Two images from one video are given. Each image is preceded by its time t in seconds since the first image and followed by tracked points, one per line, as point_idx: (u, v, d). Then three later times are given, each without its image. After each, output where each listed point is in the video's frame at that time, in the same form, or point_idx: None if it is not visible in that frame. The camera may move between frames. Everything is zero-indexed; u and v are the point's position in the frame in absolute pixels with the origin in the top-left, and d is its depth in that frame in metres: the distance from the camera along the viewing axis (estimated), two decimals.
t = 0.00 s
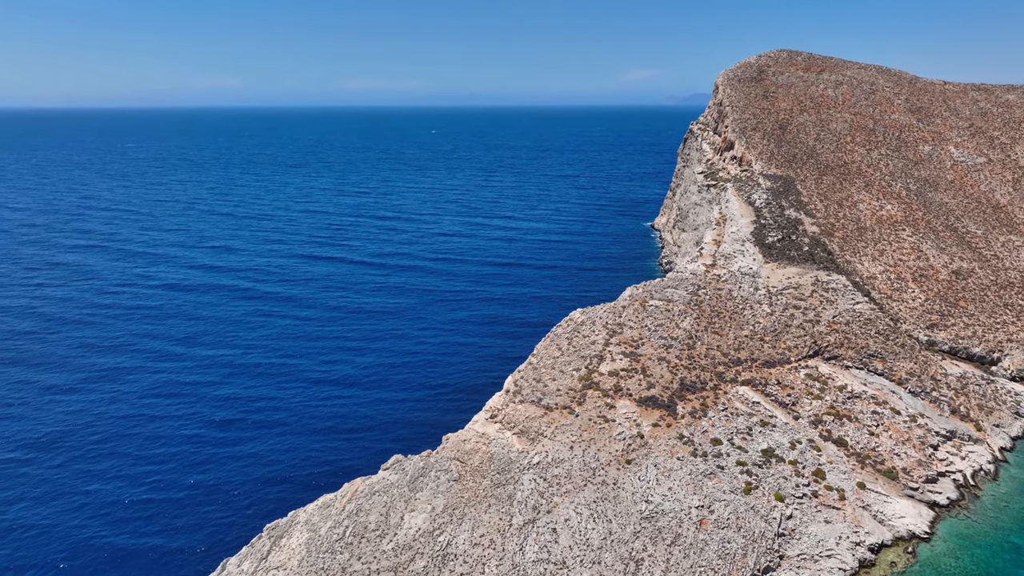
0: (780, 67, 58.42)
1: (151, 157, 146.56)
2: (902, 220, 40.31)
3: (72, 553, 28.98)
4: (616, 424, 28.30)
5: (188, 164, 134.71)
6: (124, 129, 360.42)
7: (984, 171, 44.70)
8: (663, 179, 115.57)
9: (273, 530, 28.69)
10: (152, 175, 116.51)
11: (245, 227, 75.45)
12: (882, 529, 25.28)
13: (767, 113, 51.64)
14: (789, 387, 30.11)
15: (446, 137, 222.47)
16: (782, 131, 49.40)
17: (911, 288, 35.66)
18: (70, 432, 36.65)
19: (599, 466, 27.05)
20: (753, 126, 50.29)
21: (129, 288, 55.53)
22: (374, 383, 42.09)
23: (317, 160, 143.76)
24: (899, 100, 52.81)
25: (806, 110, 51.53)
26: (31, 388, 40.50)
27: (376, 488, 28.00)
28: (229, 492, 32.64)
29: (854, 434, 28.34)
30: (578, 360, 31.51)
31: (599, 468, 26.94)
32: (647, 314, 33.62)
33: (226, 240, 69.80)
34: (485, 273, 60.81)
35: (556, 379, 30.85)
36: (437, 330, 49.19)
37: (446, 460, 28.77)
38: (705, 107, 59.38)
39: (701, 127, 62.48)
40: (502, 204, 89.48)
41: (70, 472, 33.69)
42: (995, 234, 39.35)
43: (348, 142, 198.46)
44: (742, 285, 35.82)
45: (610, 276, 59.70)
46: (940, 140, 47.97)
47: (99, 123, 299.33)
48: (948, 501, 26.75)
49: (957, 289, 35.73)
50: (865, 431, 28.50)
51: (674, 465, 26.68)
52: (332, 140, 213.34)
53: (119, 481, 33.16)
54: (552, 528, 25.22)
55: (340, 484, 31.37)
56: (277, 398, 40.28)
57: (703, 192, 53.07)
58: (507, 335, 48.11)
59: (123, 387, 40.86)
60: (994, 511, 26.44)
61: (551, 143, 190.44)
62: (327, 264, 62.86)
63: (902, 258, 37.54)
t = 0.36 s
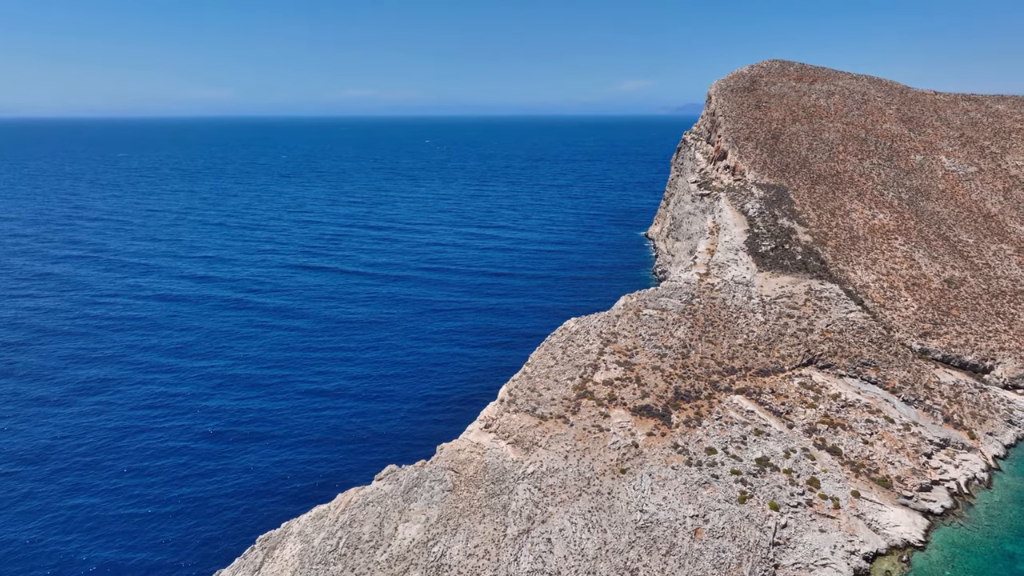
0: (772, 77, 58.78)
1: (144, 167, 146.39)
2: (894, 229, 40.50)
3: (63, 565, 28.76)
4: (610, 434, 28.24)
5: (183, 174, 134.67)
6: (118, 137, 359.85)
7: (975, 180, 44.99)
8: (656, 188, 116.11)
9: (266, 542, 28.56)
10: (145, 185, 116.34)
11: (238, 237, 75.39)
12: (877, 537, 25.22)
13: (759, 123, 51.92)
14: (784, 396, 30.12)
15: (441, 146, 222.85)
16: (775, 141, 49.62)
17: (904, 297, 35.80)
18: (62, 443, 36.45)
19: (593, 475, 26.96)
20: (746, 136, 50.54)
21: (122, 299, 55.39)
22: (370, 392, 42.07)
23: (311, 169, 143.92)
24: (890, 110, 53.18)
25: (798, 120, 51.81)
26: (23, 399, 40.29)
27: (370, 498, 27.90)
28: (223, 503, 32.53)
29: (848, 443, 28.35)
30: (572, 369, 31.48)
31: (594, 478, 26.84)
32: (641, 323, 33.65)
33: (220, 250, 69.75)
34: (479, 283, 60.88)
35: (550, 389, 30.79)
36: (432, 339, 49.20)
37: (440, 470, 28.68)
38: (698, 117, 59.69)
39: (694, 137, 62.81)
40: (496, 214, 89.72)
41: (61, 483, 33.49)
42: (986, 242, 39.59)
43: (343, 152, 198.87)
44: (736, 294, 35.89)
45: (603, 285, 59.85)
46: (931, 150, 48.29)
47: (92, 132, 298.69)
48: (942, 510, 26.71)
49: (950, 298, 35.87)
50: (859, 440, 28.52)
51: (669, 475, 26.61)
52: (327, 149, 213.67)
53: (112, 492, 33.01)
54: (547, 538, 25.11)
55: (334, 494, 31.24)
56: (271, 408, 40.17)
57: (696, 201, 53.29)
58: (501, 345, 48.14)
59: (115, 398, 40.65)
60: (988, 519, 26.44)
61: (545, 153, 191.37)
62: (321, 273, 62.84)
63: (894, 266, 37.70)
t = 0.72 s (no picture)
0: (756, 85, 59.26)
1: (129, 176, 145.21)
2: (878, 236, 40.85)
3: None
4: (598, 441, 28.22)
5: (167, 182, 133.49)
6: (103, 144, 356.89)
7: (957, 187, 45.59)
8: (642, 195, 116.83)
9: (252, 553, 28.36)
10: (130, 194, 115.43)
11: (224, 246, 74.94)
12: (863, 542, 25.31)
13: (744, 130, 52.29)
14: (770, 402, 30.25)
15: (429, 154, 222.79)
16: (760, 149, 49.96)
17: (888, 303, 36.12)
18: (44, 455, 35.98)
19: (581, 482, 26.90)
20: (731, 144, 50.87)
21: (105, 309, 54.84)
22: (357, 402, 41.76)
23: (298, 177, 143.60)
24: (873, 118, 53.76)
25: (782, 128, 52.22)
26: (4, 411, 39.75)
27: (357, 508, 27.73)
28: (209, 515, 32.18)
29: (834, 449, 28.47)
30: (560, 376, 31.48)
31: (582, 485, 26.78)
32: (628, 330, 33.72)
33: (205, 259, 69.30)
34: (466, 291, 60.86)
35: (537, 397, 30.74)
36: (419, 347, 49.06)
37: (427, 479, 28.56)
38: (683, 125, 60.03)
39: (679, 144, 63.18)
40: (483, 222, 89.87)
41: (44, 497, 33.04)
42: (968, 249, 40.12)
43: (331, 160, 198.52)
44: (722, 301, 36.05)
45: (591, 292, 60.05)
46: (913, 157, 48.83)
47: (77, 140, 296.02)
48: (927, 514, 26.84)
49: (933, 304, 36.27)
50: (844, 445, 28.68)
51: (657, 482, 26.62)
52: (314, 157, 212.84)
53: (95, 507, 32.54)
54: (535, 546, 25.00)
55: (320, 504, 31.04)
56: (257, 418, 39.89)
57: (682, 209, 53.55)
58: (488, 353, 48.15)
59: (98, 410, 40.10)
60: (972, 523, 26.62)
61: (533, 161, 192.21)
62: (307, 282, 62.51)
63: (878, 273, 38.02)
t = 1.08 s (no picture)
0: (737, 90, 59.80)
1: (108, 182, 143.26)
2: (858, 239, 41.30)
3: None
4: (583, 445, 28.24)
5: (148, 188, 132.11)
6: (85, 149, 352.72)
7: (935, 192, 46.28)
8: (627, 200, 117.53)
9: (235, 561, 28.07)
10: (109, 200, 113.88)
11: (206, 253, 74.26)
12: (846, 544, 25.46)
13: (726, 136, 52.71)
14: (753, 405, 30.42)
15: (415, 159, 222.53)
16: (741, 154, 50.33)
17: (869, 306, 36.55)
18: (21, 466, 35.37)
19: (566, 487, 26.87)
20: (713, 149, 51.23)
21: (84, 317, 54.09)
22: (342, 408, 41.65)
23: (282, 183, 142.74)
24: (852, 123, 54.42)
25: (763, 133, 52.68)
26: None
27: (341, 515, 27.56)
28: (192, 524, 31.82)
29: (817, 451, 28.66)
30: (544, 381, 31.51)
31: (567, 490, 26.75)
32: (612, 335, 33.86)
33: (187, 266, 68.65)
34: (451, 296, 60.83)
35: (522, 402, 30.72)
36: (404, 353, 48.96)
37: (412, 485, 28.46)
38: (666, 131, 60.39)
39: (662, 149, 63.56)
40: (468, 227, 89.95)
41: (21, 508, 32.48)
42: (947, 252, 40.73)
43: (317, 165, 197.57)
44: (705, 305, 36.28)
45: (575, 297, 60.27)
46: (892, 162, 49.48)
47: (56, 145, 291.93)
48: (909, 515, 27.04)
49: (912, 307, 36.76)
50: (827, 448, 28.88)
51: (641, 485, 26.64)
52: (300, 162, 211.75)
53: (74, 519, 31.99)
54: (520, 551, 24.92)
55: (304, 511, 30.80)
56: (240, 425, 39.56)
57: (665, 213, 53.83)
58: (473, 358, 48.17)
59: (77, 420, 39.46)
60: (953, 524, 26.88)
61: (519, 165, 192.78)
62: (290, 289, 62.14)
63: (859, 276, 38.43)
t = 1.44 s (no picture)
0: (720, 93, 60.22)
1: (87, 186, 141.38)
2: (840, 241, 41.68)
3: None
4: (568, 447, 28.26)
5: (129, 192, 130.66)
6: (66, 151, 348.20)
7: (914, 193, 46.88)
8: (611, 202, 118.19)
9: (217, 567, 27.83)
10: (88, 204, 112.40)
11: (188, 257, 73.58)
12: (829, 543, 25.66)
13: (709, 138, 53.03)
14: (737, 406, 30.60)
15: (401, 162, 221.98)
16: (723, 156, 50.64)
17: (850, 307, 36.90)
18: None
19: (552, 489, 26.86)
20: (696, 151, 51.52)
21: (64, 323, 53.36)
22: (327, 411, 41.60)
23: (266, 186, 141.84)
24: (833, 125, 54.99)
25: (745, 135, 53.06)
26: None
27: (325, 520, 27.42)
28: (175, 531, 31.46)
29: (800, 451, 28.86)
30: (529, 384, 31.54)
31: (552, 492, 26.74)
32: (597, 336, 33.98)
33: (169, 270, 67.98)
34: (436, 299, 60.82)
35: (506, 404, 30.72)
36: (390, 357, 48.91)
37: (397, 489, 28.38)
38: (649, 133, 60.66)
39: (645, 151, 63.90)
40: (452, 230, 89.99)
41: None
42: (926, 253, 41.29)
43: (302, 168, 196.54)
44: (689, 306, 36.47)
45: (559, 299, 60.46)
46: (872, 164, 50.02)
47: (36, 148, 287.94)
48: (891, 514, 27.30)
49: (893, 307, 37.18)
50: (810, 447, 29.08)
51: (626, 487, 26.70)
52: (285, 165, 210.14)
53: (53, 528, 31.50)
54: (505, 553, 24.86)
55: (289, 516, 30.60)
56: (224, 430, 39.25)
57: (649, 216, 54.04)
58: (457, 361, 48.18)
59: (56, 428, 38.88)
60: (933, 522, 27.16)
61: (505, 168, 193.16)
62: (274, 293, 61.77)
63: (841, 277, 38.77)
